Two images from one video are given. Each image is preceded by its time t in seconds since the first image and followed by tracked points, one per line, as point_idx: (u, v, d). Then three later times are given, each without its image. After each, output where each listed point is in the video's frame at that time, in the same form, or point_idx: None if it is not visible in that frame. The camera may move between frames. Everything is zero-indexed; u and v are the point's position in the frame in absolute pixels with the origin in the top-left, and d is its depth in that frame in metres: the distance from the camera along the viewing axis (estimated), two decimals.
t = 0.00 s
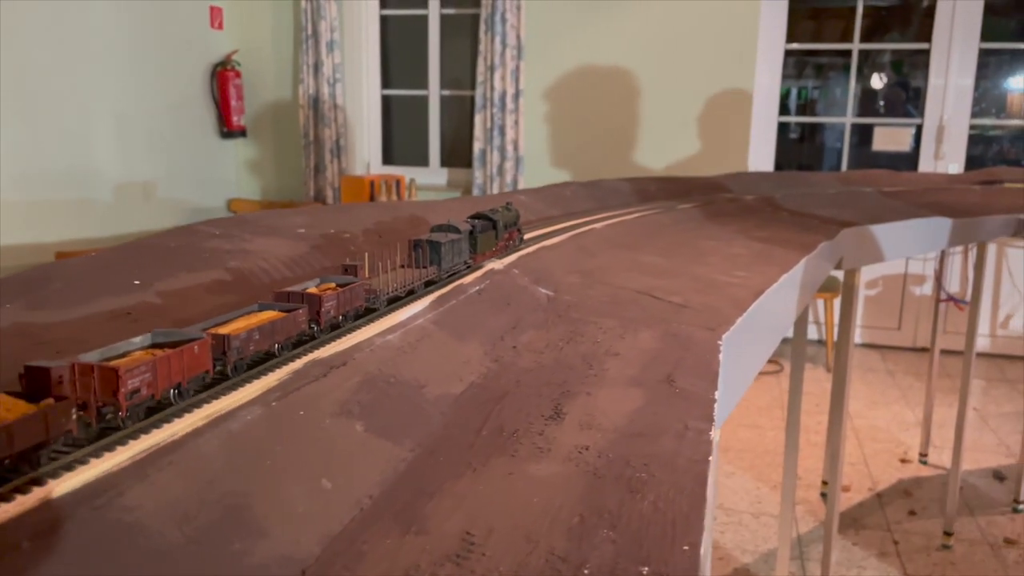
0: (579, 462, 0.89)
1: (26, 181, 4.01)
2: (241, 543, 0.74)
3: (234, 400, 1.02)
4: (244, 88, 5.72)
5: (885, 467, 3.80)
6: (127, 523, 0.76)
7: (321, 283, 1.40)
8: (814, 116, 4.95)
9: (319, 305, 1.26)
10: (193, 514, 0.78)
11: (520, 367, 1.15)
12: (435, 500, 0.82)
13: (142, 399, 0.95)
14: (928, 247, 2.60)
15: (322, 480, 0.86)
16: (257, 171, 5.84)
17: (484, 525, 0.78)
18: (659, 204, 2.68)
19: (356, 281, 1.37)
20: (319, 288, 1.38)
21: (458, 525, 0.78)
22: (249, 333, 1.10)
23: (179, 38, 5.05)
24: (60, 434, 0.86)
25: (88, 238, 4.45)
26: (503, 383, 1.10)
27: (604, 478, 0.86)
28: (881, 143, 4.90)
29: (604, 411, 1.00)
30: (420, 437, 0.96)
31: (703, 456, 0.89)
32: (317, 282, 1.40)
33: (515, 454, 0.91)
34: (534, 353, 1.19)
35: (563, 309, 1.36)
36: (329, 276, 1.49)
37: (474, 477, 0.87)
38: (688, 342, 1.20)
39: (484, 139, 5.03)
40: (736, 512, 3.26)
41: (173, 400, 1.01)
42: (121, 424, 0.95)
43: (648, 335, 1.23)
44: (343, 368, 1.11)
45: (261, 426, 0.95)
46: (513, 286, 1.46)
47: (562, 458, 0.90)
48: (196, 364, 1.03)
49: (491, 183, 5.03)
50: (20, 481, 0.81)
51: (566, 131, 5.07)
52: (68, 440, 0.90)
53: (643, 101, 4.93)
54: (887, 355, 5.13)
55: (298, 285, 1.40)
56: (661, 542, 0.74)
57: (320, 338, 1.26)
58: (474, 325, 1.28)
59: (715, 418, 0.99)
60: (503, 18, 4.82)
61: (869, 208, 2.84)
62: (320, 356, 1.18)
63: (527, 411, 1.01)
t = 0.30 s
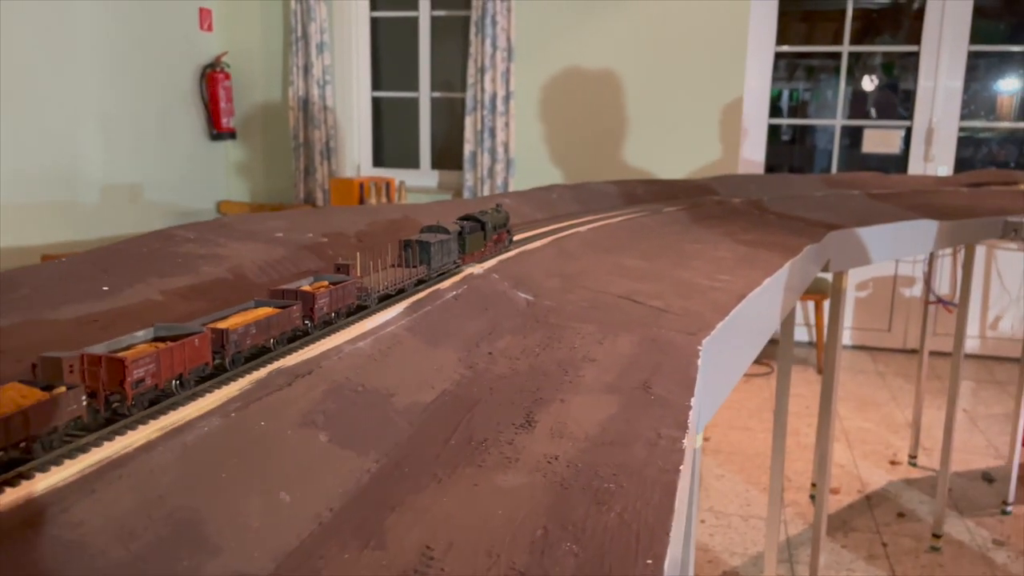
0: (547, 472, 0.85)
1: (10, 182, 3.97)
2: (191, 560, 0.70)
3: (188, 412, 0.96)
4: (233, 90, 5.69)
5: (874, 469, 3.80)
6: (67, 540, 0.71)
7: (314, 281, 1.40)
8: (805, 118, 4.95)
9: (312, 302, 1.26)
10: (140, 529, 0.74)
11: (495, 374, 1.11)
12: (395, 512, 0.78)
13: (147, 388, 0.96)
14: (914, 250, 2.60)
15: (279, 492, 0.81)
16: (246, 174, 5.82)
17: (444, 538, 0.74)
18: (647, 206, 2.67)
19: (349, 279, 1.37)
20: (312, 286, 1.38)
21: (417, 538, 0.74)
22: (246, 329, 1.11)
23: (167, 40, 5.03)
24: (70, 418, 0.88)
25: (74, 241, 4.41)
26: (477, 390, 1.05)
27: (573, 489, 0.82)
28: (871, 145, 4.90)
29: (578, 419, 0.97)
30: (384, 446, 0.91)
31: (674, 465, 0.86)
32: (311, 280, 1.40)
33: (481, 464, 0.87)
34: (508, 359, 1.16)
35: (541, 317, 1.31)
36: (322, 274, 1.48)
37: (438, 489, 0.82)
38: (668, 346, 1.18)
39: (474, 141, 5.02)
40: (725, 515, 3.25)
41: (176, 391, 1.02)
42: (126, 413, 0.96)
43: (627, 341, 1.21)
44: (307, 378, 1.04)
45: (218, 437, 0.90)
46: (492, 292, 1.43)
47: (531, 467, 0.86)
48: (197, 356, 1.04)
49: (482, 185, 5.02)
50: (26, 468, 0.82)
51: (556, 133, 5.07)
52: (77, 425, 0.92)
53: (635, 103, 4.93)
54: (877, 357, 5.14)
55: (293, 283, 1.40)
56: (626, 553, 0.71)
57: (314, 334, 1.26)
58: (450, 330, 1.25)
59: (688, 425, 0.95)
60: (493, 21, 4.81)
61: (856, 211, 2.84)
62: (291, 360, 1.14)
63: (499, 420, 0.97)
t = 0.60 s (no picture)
0: (517, 479, 0.82)
1: None
2: None
3: (155, 415, 0.92)
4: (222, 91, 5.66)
5: (864, 470, 3.80)
6: (10, 557, 0.68)
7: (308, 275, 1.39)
8: (797, 120, 4.95)
9: (307, 296, 1.24)
10: (88, 541, 0.70)
11: (471, 377, 1.07)
12: (358, 522, 0.75)
13: (149, 375, 0.97)
14: (902, 252, 2.60)
15: (237, 503, 0.77)
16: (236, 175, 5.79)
17: (407, 549, 0.70)
18: (634, 207, 2.66)
19: (341, 274, 1.36)
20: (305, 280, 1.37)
21: (378, 550, 0.70)
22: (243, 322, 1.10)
23: (156, 40, 4.99)
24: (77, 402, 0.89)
25: (62, 242, 4.38)
26: (451, 393, 1.01)
27: (542, 499, 0.78)
28: (861, 146, 4.90)
29: (553, 424, 0.93)
30: (350, 453, 0.87)
31: (648, 472, 0.83)
32: (304, 274, 1.39)
33: (449, 472, 0.83)
34: (485, 362, 1.11)
35: (522, 319, 1.29)
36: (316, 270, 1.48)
37: (403, 498, 0.79)
38: (649, 348, 1.17)
39: (465, 143, 5.00)
40: (715, 516, 3.24)
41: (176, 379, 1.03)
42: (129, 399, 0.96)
43: (607, 343, 1.19)
44: (273, 383, 1.01)
45: (173, 446, 0.86)
46: (473, 295, 1.41)
47: (502, 474, 0.83)
48: (198, 345, 1.04)
49: (473, 186, 5.00)
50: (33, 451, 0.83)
51: (547, 134, 5.06)
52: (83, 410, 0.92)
53: (626, 104, 4.92)
54: (867, 358, 5.15)
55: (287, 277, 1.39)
56: (591, 564, 0.68)
57: (308, 327, 1.25)
58: (426, 333, 1.21)
59: (666, 431, 0.92)
60: (483, 22, 4.79)
61: (844, 212, 2.84)
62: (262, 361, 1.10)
63: (471, 425, 0.93)
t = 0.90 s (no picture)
0: (491, 491, 0.79)
1: None
2: None
3: (116, 426, 0.89)
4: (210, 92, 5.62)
5: (854, 470, 3.80)
6: None
7: (305, 274, 1.42)
8: (787, 121, 4.95)
9: (303, 294, 1.28)
10: (37, 561, 0.67)
11: (449, 384, 1.04)
12: (324, 539, 0.72)
13: (155, 368, 1.01)
14: (889, 253, 2.59)
15: (198, 520, 0.74)
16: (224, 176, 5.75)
17: (374, 567, 0.67)
18: (622, 209, 2.65)
19: (336, 273, 1.39)
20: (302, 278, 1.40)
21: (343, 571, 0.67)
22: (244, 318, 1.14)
23: (144, 40, 4.95)
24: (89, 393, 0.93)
25: (49, 243, 4.33)
26: (428, 401, 0.99)
27: (517, 514, 0.75)
28: (850, 148, 4.91)
29: (532, 433, 0.90)
30: (320, 464, 0.84)
31: (627, 483, 0.80)
32: (302, 273, 1.42)
33: (422, 485, 0.80)
34: (465, 369, 1.09)
35: (504, 325, 1.27)
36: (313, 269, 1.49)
37: (373, 512, 0.76)
38: (632, 353, 1.15)
39: (455, 144, 4.98)
40: (705, 518, 3.23)
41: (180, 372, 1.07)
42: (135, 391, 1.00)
43: (590, 348, 1.17)
44: (239, 394, 0.97)
45: (127, 461, 0.81)
46: (456, 299, 1.39)
47: (476, 487, 0.80)
48: (200, 340, 1.08)
49: (463, 188, 4.98)
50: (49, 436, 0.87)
51: (538, 136, 5.05)
52: (92, 401, 0.96)
53: (618, 105, 4.92)
54: (857, 359, 5.16)
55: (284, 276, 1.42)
56: None
57: (305, 324, 1.29)
58: (403, 339, 1.19)
59: (647, 439, 0.90)
60: (473, 23, 4.78)
61: (832, 214, 2.83)
62: (235, 370, 1.07)
63: (447, 435, 0.90)
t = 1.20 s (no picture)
0: (469, 513, 0.76)
1: None
2: None
3: (104, 434, 0.87)
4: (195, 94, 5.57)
5: (843, 473, 3.80)
6: None
7: (301, 277, 1.43)
8: (775, 123, 4.95)
9: (301, 295, 1.29)
10: None
11: (428, 398, 1.01)
12: (291, 566, 0.68)
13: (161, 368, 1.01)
14: (877, 256, 2.59)
15: (158, 546, 0.69)
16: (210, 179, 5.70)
17: None
18: (610, 213, 2.64)
19: (333, 275, 1.39)
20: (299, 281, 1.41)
21: None
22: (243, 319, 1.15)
23: (129, 43, 4.91)
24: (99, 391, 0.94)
25: (31, 247, 4.28)
26: (406, 415, 0.96)
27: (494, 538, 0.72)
28: (838, 150, 4.91)
29: (512, 449, 0.87)
30: (291, 484, 0.80)
31: (609, 502, 0.78)
32: (299, 275, 1.43)
33: (397, 506, 0.77)
34: (445, 381, 1.06)
35: (487, 334, 1.24)
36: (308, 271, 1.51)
37: (344, 536, 0.72)
38: (618, 363, 1.13)
39: (443, 146, 4.96)
40: (694, 522, 3.22)
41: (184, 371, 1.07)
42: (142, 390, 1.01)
43: (575, 358, 1.15)
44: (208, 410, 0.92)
45: (86, 489, 0.75)
46: (438, 307, 1.37)
47: (452, 508, 0.76)
48: (203, 340, 1.09)
49: (451, 191, 4.96)
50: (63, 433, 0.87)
51: (526, 138, 5.04)
52: (102, 399, 0.97)
53: (607, 107, 4.91)
54: (845, 361, 5.16)
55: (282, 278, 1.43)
56: None
57: (303, 324, 1.30)
58: (383, 349, 1.16)
59: (631, 455, 0.88)
60: (461, 25, 4.76)
61: (820, 216, 2.83)
62: (207, 383, 1.03)
63: (425, 452, 0.87)
